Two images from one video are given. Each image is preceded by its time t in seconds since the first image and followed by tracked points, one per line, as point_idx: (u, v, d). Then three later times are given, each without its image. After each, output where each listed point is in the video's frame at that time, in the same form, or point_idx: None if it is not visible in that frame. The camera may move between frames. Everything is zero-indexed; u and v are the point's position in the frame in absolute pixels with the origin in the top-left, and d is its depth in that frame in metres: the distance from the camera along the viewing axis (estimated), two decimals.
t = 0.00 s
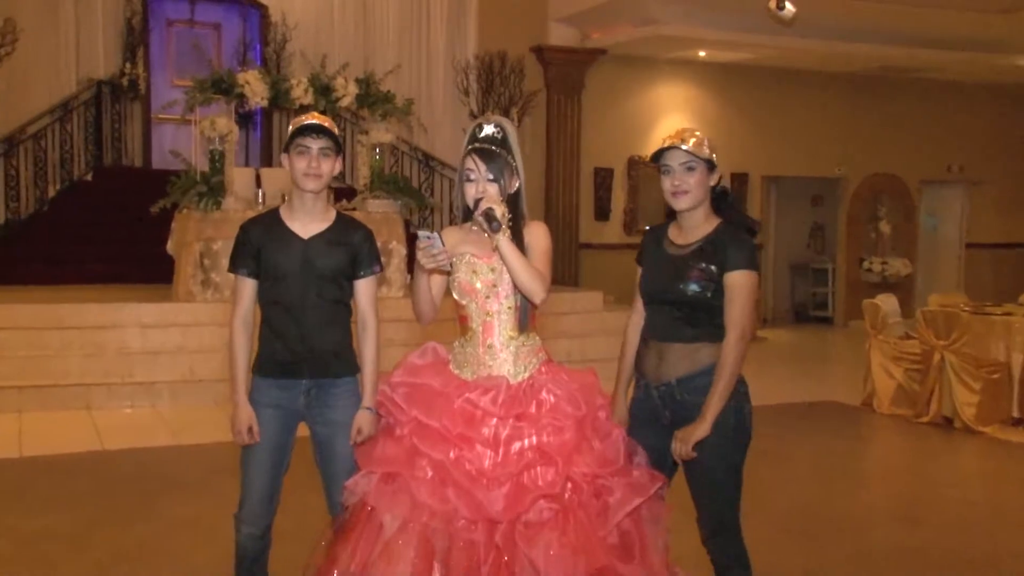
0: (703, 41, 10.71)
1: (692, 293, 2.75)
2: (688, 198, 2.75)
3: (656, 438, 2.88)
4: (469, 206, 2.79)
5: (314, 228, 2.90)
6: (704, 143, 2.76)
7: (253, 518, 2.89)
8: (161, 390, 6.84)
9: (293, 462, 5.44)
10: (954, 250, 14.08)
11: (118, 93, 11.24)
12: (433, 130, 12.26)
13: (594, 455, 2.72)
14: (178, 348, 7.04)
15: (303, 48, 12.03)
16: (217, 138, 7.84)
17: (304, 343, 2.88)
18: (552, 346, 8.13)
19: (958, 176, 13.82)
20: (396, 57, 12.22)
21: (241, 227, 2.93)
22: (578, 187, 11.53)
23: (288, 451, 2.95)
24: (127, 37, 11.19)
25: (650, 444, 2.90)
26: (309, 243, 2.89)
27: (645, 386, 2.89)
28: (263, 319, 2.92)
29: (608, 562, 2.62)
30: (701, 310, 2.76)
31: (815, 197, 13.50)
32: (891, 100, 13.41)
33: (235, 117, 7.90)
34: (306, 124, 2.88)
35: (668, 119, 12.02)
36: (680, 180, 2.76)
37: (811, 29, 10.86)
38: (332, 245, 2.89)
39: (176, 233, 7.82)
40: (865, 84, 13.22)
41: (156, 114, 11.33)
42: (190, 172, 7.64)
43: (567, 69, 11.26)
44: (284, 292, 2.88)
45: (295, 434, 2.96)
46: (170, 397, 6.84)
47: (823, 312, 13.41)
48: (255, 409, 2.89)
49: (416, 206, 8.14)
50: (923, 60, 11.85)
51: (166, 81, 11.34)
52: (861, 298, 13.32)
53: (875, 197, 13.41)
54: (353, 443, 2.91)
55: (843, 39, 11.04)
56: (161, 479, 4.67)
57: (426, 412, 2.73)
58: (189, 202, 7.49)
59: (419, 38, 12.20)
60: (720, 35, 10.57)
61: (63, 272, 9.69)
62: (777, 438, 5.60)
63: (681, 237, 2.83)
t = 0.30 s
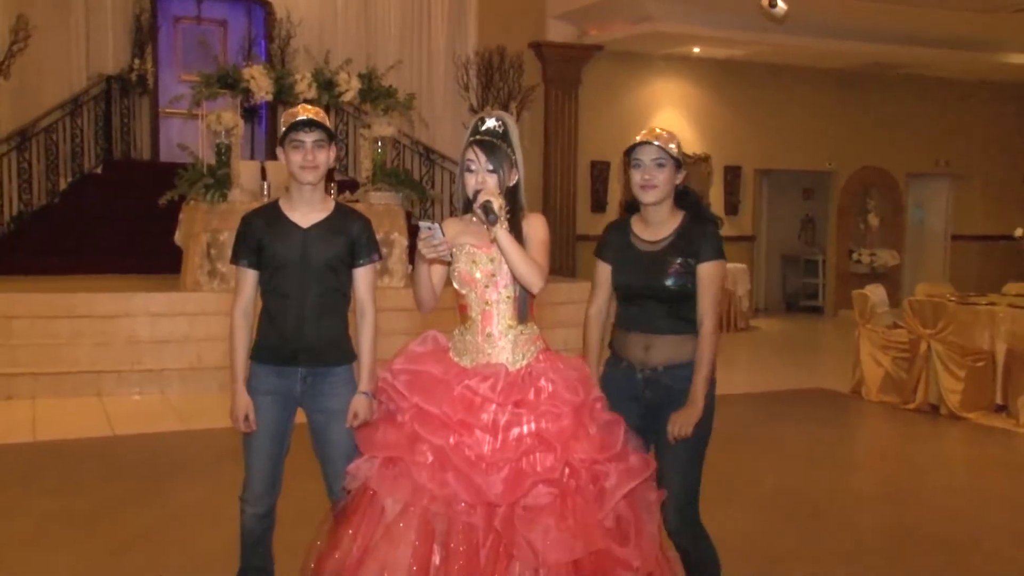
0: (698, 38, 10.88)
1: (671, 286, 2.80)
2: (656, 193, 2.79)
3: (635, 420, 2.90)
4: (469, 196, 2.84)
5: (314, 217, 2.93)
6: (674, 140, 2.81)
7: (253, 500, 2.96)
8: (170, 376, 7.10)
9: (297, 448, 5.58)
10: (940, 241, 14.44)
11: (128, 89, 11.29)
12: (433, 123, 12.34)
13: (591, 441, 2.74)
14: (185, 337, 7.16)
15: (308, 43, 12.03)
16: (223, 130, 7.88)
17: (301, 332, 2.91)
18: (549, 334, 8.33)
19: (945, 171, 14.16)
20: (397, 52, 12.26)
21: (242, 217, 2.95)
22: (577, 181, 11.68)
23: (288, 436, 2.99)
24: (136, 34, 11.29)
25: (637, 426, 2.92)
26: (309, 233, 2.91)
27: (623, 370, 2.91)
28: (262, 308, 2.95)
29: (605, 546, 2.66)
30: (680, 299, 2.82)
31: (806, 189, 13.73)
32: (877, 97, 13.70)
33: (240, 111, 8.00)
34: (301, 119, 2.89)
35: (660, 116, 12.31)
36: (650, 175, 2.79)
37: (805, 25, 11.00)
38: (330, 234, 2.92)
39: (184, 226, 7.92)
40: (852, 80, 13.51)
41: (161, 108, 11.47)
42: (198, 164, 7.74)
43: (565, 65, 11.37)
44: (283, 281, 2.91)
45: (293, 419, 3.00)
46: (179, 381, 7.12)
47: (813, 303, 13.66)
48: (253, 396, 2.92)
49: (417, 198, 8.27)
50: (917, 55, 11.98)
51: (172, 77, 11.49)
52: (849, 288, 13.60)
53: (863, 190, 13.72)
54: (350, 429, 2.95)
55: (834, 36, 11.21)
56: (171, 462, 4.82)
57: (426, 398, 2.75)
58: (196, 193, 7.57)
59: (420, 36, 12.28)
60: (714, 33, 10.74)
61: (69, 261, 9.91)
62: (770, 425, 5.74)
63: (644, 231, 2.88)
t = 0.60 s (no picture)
0: (693, 35, 11.00)
1: (658, 270, 2.91)
2: (635, 184, 2.90)
3: (625, 403, 3.01)
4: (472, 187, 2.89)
5: (317, 210, 3.04)
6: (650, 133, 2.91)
7: (259, 487, 3.05)
8: (178, 364, 7.14)
9: (298, 434, 5.72)
10: (929, 235, 14.55)
11: (138, 85, 11.46)
12: (434, 118, 12.47)
13: (592, 427, 2.76)
14: (193, 327, 7.30)
15: (313, 40, 12.13)
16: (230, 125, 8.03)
17: (305, 322, 3.01)
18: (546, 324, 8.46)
19: (934, 164, 14.27)
20: (399, 49, 12.36)
21: (246, 211, 3.05)
22: (574, 175, 11.79)
23: (291, 424, 3.09)
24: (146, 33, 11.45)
25: (627, 408, 3.03)
26: (312, 224, 3.02)
27: (613, 357, 3.00)
28: (266, 299, 3.06)
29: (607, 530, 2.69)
30: (665, 284, 2.94)
31: (799, 182, 13.81)
32: (871, 94, 13.89)
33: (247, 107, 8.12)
34: (306, 113, 2.99)
35: (656, 111, 12.47)
36: (629, 167, 2.90)
37: (799, 22, 11.13)
38: (332, 228, 3.03)
39: (191, 219, 8.06)
40: (846, 77, 13.69)
41: (170, 105, 11.74)
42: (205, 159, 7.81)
43: (564, 61, 11.49)
44: (286, 273, 3.01)
45: (295, 408, 3.10)
46: (187, 370, 7.15)
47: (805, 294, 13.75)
48: (257, 384, 3.02)
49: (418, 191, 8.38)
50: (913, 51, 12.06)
51: (182, 74, 11.78)
52: (841, 280, 13.72)
53: (854, 184, 13.83)
54: (351, 417, 3.05)
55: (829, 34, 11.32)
56: (180, 449, 4.94)
57: (429, 386, 2.78)
58: (204, 186, 7.69)
59: (417, 41, 12.37)
60: (710, 30, 10.85)
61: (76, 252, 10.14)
62: (765, 413, 5.86)
63: (623, 219, 2.97)
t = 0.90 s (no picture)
0: (691, 33, 11.10)
1: (655, 258, 3.04)
2: (630, 180, 3.02)
3: (622, 390, 3.12)
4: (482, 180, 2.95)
5: (325, 203, 3.13)
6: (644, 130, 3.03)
7: (268, 473, 3.15)
8: (189, 353, 7.25)
9: (306, 422, 5.85)
10: (918, 229, 14.65)
11: (150, 81, 11.60)
12: (437, 113, 12.57)
13: (593, 416, 2.84)
14: (203, 316, 7.46)
15: (320, 37, 12.24)
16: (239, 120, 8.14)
17: (312, 313, 3.10)
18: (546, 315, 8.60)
19: (925, 160, 14.42)
20: (404, 45, 12.47)
21: (254, 204, 3.14)
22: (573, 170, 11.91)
23: (299, 412, 3.19)
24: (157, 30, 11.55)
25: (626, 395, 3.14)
26: (319, 218, 3.11)
27: (611, 345, 3.11)
28: (275, 290, 3.15)
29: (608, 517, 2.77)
30: (661, 272, 3.06)
31: (794, 177, 13.89)
32: (869, 91, 14.05)
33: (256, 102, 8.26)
34: (313, 108, 3.09)
35: (655, 106, 12.59)
36: (625, 163, 3.01)
37: (796, 21, 11.24)
38: (338, 221, 3.12)
39: (201, 212, 8.18)
40: (845, 73, 13.80)
41: (181, 100, 11.91)
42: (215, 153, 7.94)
43: (565, 57, 11.58)
44: (294, 265, 3.11)
45: (303, 396, 3.20)
46: (197, 358, 7.27)
47: (799, 287, 13.85)
48: (267, 374, 3.12)
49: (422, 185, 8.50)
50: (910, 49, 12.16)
51: (192, 70, 11.98)
52: (835, 273, 13.82)
53: (847, 180, 13.95)
54: (358, 406, 3.15)
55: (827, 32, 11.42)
56: (193, 436, 5.07)
57: (436, 372, 2.87)
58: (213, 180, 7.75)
59: (423, 37, 12.46)
60: (708, 29, 10.96)
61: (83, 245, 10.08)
62: (762, 401, 6.01)
63: (619, 212, 3.09)
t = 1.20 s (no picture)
0: (689, 32, 11.24)
1: (653, 251, 3.16)
2: (632, 176, 3.12)
3: (618, 379, 3.25)
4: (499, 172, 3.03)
5: (332, 197, 3.24)
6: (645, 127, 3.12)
7: (276, 460, 3.28)
8: (199, 344, 7.41)
9: (312, 411, 6.00)
10: (909, 224, 14.81)
11: (161, 79, 11.74)
12: (441, 110, 12.69)
13: (591, 406, 2.93)
14: (213, 308, 7.57)
15: (326, 35, 12.41)
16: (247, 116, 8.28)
17: (319, 306, 3.22)
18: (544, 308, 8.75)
19: (913, 157, 14.55)
20: (407, 43, 12.61)
21: (263, 199, 3.25)
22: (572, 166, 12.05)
23: (306, 400, 3.31)
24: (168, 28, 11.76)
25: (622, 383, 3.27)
26: (326, 212, 3.22)
27: (608, 335, 3.23)
28: (283, 283, 3.26)
29: (603, 505, 2.87)
30: (657, 265, 3.19)
31: (787, 173, 14.02)
32: (867, 89, 14.18)
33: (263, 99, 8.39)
34: (320, 106, 3.16)
35: (653, 103, 12.74)
36: (626, 160, 3.12)
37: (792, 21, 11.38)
38: (345, 216, 3.23)
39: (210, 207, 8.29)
40: (844, 71, 13.91)
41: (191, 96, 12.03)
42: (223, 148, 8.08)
43: (567, 55, 11.67)
44: (302, 259, 3.22)
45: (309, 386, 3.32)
46: (207, 349, 7.41)
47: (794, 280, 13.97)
48: (275, 364, 3.24)
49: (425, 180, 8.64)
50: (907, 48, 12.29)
51: (200, 67, 12.12)
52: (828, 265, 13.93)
53: (839, 176, 14.06)
54: (364, 395, 3.28)
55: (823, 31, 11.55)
56: (207, 424, 5.20)
57: (438, 359, 2.95)
58: (222, 175, 7.92)
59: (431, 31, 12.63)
60: (706, 28, 11.11)
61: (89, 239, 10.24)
62: (758, 391, 6.13)
63: (620, 207, 3.20)
